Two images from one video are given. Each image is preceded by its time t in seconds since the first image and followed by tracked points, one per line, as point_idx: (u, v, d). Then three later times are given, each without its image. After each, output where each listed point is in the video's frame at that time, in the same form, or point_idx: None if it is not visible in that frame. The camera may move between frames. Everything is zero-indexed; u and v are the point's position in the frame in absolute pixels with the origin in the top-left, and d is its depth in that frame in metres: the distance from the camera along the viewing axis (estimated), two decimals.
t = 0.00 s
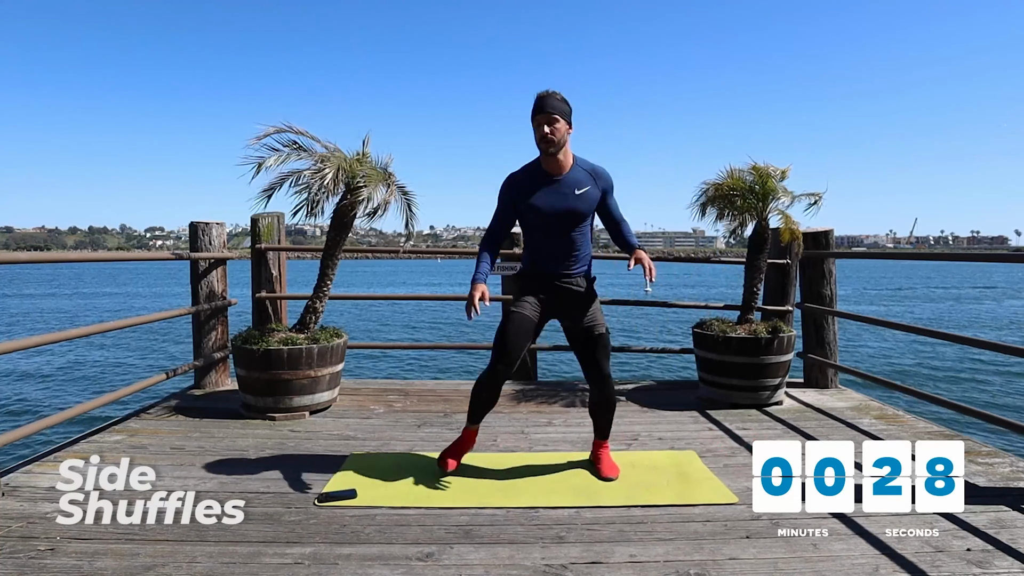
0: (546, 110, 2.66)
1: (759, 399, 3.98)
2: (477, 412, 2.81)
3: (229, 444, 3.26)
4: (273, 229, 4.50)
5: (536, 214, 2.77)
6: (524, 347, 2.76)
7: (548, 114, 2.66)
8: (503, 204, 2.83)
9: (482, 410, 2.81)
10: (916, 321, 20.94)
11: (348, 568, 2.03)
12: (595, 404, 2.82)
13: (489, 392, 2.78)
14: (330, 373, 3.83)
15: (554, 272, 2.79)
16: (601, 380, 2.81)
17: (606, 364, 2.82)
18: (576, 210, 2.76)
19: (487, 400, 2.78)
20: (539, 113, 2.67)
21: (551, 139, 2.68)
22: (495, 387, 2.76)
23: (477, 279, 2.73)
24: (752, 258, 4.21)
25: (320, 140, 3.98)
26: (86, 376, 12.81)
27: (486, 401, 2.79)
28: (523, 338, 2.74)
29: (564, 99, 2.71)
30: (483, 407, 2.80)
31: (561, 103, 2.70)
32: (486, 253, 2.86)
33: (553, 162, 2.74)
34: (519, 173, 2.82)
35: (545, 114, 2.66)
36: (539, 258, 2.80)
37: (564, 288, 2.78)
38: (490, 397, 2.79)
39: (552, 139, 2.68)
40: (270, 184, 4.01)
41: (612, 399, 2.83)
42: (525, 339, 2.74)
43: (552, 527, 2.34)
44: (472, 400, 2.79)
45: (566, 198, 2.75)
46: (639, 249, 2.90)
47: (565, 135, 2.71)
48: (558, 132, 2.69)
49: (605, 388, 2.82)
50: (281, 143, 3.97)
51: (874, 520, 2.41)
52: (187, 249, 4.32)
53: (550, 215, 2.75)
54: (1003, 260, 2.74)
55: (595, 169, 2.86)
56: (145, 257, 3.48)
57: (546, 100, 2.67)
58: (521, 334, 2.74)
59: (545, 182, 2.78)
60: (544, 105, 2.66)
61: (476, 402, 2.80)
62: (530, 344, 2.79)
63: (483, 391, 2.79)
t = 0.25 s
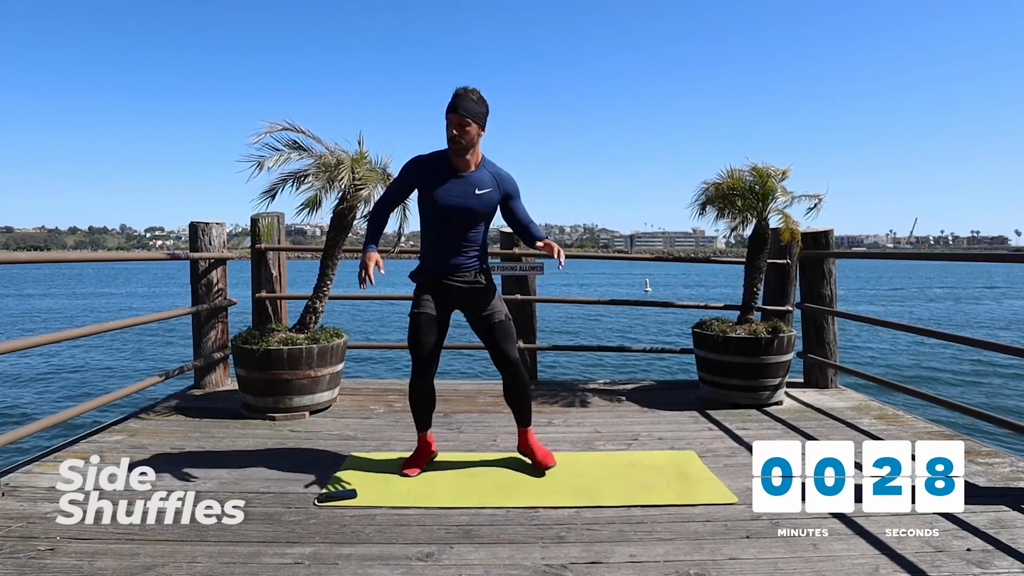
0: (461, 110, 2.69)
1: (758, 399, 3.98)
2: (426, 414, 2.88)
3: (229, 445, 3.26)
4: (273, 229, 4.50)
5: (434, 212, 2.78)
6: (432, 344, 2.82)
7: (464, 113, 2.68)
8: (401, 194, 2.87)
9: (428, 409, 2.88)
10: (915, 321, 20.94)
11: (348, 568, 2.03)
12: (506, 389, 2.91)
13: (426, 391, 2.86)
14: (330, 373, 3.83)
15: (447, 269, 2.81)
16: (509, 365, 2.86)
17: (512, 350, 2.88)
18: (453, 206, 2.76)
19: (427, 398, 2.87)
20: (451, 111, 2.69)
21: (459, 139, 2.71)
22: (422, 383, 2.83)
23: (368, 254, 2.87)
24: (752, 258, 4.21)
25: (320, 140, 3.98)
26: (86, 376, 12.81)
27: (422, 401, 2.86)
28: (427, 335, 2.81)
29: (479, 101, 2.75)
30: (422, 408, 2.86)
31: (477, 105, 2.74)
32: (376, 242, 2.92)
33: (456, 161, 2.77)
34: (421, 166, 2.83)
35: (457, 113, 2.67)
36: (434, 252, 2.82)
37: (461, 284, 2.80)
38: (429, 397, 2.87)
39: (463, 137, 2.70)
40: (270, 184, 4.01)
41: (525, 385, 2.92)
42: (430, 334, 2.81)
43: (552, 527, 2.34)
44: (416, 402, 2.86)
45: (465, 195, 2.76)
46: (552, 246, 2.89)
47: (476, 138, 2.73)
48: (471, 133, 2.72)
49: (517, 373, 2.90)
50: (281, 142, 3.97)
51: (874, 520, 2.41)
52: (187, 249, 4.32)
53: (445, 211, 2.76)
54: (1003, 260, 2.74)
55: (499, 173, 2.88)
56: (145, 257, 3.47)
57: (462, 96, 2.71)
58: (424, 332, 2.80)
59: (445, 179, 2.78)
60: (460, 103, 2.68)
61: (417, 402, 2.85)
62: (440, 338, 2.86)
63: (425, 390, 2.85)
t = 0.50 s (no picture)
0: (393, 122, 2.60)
1: (758, 399, 3.98)
2: (399, 413, 2.86)
3: (229, 445, 3.26)
4: (273, 229, 4.50)
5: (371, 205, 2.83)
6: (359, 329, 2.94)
7: (393, 125, 2.59)
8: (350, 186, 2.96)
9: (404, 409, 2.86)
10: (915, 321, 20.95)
11: (348, 568, 2.03)
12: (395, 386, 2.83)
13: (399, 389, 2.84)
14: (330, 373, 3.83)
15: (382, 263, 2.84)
16: (406, 367, 2.78)
17: (413, 352, 2.79)
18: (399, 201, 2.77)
19: (337, 386, 2.98)
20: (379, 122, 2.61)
21: (393, 152, 2.65)
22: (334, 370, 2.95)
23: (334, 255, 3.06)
24: (752, 258, 4.21)
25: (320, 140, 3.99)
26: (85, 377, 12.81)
27: (335, 389, 2.98)
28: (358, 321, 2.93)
29: (411, 108, 2.63)
30: (330, 395, 2.98)
31: (409, 114, 2.62)
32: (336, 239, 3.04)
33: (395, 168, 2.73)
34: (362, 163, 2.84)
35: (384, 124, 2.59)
36: (372, 244, 2.86)
37: (397, 277, 2.83)
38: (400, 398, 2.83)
39: (392, 147, 2.64)
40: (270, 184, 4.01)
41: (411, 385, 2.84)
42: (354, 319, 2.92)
43: (552, 527, 2.34)
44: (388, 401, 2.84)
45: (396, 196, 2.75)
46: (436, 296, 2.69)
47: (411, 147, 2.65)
48: (404, 143, 2.63)
49: (411, 375, 2.81)
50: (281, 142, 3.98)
51: (874, 520, 2.41)
52: (187, 249, 4.32)
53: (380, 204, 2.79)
54: (1003, 260, 2.74)
55: (438, 176, 2.74)
56: (145, 257, 3.47)
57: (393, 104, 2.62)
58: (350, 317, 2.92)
59: (380, 175, 2.78)
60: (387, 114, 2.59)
61: (391, 401, 2.84)
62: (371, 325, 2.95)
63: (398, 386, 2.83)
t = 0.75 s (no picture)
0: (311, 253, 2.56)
1: (758, 399, 3.98)
2: (387, 418, 2.89)
3: (229, 445, 3.26)
4: (273, 229, 4.50)
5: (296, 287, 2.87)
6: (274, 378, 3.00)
7: (311, 261, 2.56)
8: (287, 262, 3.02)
9: (389, 412, 2.90)
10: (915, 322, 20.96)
11: (348, 568, 2.03)
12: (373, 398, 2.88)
13: (381, 396, 2.88)
14: (330, 373, 3.83)
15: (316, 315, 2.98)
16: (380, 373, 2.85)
17: (385, 359, 2.88)
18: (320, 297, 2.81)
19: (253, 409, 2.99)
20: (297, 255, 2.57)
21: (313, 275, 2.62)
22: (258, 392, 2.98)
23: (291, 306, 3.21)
24: (752, 258, 4.20)
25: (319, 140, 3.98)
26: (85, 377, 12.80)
27: (259, 405, 3.00)
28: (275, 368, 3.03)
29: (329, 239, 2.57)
30: (254, 412, 2.99)
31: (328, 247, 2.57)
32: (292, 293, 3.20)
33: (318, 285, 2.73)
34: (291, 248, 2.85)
35: (301, 258, 2.55)
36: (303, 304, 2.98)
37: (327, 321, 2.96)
38: (378, 404, 2.88)
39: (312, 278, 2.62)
40: (270, 184, 4.01)
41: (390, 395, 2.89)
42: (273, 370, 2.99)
43: (552, 527, 2.34)
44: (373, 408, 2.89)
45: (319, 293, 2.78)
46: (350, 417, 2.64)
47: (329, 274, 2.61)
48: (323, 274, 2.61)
49: (388, 382, 2.87)
50: (281, 142, 3.98)
51: (874, 520, 2.41)
52: (187, 249, 4.32)
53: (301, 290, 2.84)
54: (1003, 260, 2.74)
55: (361, 285, 2.68)
56: (145, 257, 3.47)
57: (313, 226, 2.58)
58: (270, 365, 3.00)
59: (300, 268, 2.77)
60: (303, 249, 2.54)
61: (375, 410, 2.88)
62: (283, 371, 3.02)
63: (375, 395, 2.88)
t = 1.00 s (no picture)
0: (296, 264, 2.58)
1: (758, 399, 3.98)
2: (382, 417, 2.89)
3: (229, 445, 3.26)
4: (273, 229, 4.50)
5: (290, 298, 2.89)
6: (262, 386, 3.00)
7: (296, 272, 2.57)
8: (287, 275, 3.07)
9: (384, 411, 2.90)
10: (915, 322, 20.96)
11: (348, 568, 2.03)
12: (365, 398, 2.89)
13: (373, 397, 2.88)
14: (330, 373, 3.83)
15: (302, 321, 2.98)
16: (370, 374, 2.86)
17: (374, 360, 2.89)
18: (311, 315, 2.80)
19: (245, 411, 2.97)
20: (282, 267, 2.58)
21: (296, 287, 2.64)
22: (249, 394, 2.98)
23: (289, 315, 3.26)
24: (752, 258, 4.20)
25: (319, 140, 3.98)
26: (85, 377, 12.81)
27: (254, 407, 2.99)
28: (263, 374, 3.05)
29: (313, 252, 2.58)
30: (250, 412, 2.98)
31: (313, 258, 2.59)
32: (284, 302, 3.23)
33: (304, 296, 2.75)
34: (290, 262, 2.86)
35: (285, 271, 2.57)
36: (294, 309, 3.03)
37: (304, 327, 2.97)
38: (372, 402, 2.87)
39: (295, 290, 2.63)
40: (270, 184, 4.01)
41: (385, 396, 2.90)
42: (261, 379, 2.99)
43: (552, 527, 2.33)
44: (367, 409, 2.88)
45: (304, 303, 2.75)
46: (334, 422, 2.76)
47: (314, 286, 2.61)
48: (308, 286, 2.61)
49: (380, 382, 2.89)
50: (281, 142, 3.97)
51: (874, 520, 2.41)
52: (187, 249, 4.31)
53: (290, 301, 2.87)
54: (1003, 260, 2.74)
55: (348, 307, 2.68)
56: (145, 257, 3.47)
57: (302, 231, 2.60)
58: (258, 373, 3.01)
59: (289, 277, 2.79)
60: (288, 260, 2.56)
61: (369, 410, 2.88)
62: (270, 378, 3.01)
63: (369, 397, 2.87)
